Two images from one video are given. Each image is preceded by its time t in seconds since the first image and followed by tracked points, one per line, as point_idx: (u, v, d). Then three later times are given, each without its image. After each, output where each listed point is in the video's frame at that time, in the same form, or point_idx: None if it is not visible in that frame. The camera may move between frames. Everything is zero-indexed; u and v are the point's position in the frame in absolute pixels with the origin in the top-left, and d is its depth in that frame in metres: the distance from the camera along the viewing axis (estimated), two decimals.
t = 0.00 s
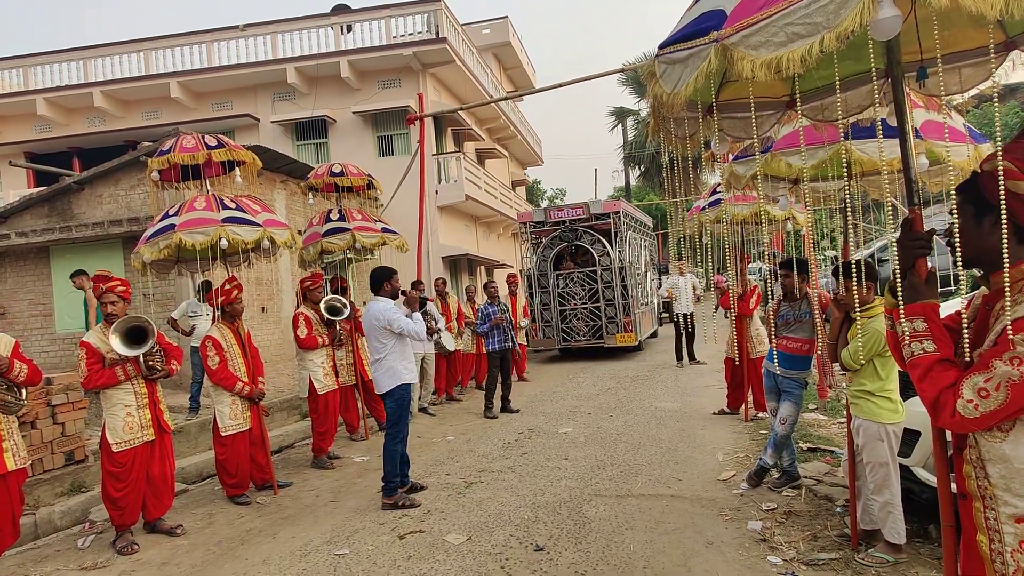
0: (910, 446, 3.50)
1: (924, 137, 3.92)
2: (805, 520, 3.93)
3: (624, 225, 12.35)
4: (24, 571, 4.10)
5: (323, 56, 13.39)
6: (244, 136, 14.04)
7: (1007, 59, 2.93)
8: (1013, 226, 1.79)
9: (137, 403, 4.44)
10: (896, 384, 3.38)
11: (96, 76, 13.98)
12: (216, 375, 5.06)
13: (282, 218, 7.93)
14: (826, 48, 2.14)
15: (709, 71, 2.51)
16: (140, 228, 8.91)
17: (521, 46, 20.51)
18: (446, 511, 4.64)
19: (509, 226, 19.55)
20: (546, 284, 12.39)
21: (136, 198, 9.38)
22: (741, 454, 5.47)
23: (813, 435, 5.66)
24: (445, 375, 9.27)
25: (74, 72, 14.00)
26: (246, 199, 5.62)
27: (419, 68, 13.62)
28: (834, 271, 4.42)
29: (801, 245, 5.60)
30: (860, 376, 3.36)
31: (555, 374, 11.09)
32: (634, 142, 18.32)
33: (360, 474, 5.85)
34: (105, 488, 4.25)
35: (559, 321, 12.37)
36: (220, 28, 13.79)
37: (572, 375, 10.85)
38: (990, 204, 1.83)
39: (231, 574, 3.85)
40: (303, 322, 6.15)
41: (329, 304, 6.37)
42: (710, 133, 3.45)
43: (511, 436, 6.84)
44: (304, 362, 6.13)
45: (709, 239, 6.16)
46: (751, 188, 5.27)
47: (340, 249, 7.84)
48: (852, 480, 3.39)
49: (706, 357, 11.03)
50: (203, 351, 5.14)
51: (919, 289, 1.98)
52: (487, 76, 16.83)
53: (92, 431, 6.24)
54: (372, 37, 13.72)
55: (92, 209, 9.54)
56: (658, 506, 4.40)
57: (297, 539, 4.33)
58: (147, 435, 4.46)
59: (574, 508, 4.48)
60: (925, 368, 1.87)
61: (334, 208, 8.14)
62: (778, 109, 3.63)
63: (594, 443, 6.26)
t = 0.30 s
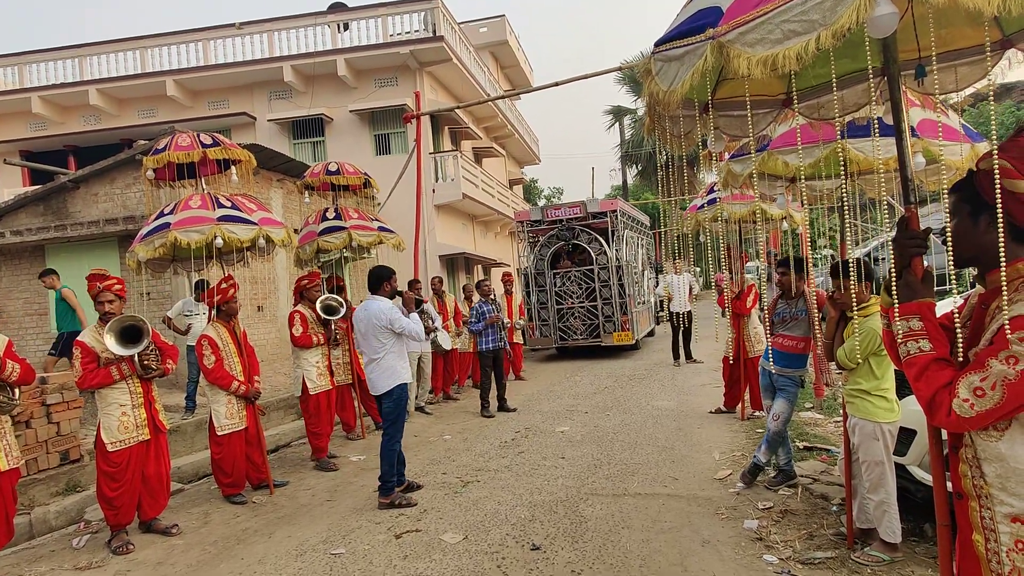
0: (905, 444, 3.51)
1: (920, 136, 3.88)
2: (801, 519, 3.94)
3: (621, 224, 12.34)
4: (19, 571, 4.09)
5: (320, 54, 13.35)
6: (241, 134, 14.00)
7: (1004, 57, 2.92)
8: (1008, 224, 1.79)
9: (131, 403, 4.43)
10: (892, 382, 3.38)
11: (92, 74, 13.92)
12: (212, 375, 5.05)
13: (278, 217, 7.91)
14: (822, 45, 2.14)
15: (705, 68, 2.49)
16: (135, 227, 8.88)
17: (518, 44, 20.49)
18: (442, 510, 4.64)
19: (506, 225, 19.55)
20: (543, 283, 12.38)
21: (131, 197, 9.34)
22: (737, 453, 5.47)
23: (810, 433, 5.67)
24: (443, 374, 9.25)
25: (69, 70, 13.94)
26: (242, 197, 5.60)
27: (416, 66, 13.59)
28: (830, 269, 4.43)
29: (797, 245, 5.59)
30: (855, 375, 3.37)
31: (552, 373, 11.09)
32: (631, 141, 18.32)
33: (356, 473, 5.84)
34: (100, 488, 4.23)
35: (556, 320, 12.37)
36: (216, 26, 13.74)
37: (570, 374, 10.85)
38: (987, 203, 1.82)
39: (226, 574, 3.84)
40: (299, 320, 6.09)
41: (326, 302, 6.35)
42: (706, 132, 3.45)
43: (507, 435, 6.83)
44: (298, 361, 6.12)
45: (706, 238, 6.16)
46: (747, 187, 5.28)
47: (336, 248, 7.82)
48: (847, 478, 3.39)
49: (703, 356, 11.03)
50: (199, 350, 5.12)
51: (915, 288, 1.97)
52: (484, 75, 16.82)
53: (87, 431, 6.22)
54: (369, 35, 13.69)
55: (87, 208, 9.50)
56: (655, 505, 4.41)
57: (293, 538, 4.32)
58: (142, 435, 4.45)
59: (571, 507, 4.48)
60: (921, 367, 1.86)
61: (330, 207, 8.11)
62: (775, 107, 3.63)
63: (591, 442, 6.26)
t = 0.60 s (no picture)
0: (902, 449, 3.49)
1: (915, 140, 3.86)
2: (798, 524, 3.92)
3: (619, 226, 12.31)
4: None
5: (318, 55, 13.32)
6: (238, 136, 13.98)
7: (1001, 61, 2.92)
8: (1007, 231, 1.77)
9: (125, 407, 4.40)
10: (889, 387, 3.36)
11: (89, 75, 13.88)
12: (206, 378, 5.01)
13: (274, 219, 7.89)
14: (816, 50, 2.12)
15: (698, 73, 2.48)
16: (131, 229, 8.84)
17: (516, 46, 20.49)
18: (437, 514, 4.62)
19: (504, 227, 19.55)
20: (541, 285, 12.38)
21: (128, 198, 9.31)
22: (734, 457, 5.45)
23: (807, 437, 5.66)
24: (439, 376, 9.23)
25: (66, 71, 13.90)
26: (237, 199, 5.58)
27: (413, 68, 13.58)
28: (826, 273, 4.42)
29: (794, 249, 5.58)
30: (852, 381, 3.35)
31: (549, 375, 11.08)
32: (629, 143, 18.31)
33: (352, 477, 5.81)
34: (93, 493, 4.20)
35: (553, 322, 12.37)
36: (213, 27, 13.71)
37: (567, 376, 10.83)
38: (985, 209, 1.79)
39: None
40: (294, 322, 6.05)
41: (321, 305, 6.24)
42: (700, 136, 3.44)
43: (504, 438, 6.81)
44: (292, 364, 6.09)
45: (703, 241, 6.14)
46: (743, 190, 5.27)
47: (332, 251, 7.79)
48: (844, 484, 3.37)
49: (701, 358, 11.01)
50: (193, 353, 5.09)
51: (911, 294, 1.96)
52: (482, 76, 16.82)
53: (81, 434, 6.18)
54: (367, 37, 13.67)
55: (83, 209, 9.46)
56: (651, 509, 4.39)
57: (287, 543, 4.29)
58: (136, 439, 4.42)
59: (566, 512, 4.46)
60: (917, 375, 1.84)
61: (327, 209, 8.09)
62: (770, 111, 3.62)
63: (588, 445, 6.24)
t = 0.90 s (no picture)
0: (894, 456, 3.45)
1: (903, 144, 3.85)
2: (790, 532, 3.88)
3: (615, 231, 12.27)
4: None
5: (313, 60, 13.29)
6: (233, 140, 13.94)
7: (988, 65, 2.90)
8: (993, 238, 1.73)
9: (111, 415, 4.35)
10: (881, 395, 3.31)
11: (83, 79, 13.84)
12: (194, 385, 4.97)
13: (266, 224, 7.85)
14: (792, 53, 2.07)
15: (675, 76, 2.40)
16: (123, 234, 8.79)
17: (512, 50, 20.51)
18: (427, 522, 4.57)
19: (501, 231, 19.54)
20: (537, 290, 12.36)
21: (120, 203, 9.25)
22: (728, 463, 5.41)
23: (801, 442, 5.62)
24: (433, 382, 9.19)
25: (60, 76, 13.85)
26: (226, 204, 5.55)
27: (409, 72, 13.55)
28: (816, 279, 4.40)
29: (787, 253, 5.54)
30: (843, 388, 3.31)
31: (544, 380, 11.03)
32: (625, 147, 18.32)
33: (343, 484, 5.76)
34: (78, 502, 4.14)
35: (549, 327, 12.33)
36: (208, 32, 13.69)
37: (562, 381, 10.78)
38: (970, 215, 1.76)
39: None
40: (284, 329, 6.01)
41: (312, 312, 6.31)
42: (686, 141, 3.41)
43: (497, 445, 6.76)
44: (282, 371, 6.05)
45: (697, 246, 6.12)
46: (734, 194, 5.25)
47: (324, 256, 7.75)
48: (835, 491, 3.34)
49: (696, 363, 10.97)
50: (181, 360, 5.04)
51: (896, 301, 1.92)
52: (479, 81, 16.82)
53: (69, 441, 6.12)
54: (362, 41, 13.65)
55: (75, 214, 9.41)
56: (642, 516, 4.35)
57: (274, 552, 4.24)
58: (122, 447, 4.36)
59: (557, 520, 4.41)
60: (902, 385, 1.81)
61: (319, 214, 8.04)
62: (756, 115, 3.61)
63: (581, 451, 6.19)
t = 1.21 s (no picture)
0: (889, 459, 3.43)
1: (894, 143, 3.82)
2: (786, 535, 3.85)
3: (612, 232, 12.25)
4: None
5: (309, 63, 13.27)
6: (229, 144, 13.92)
7: (977, 64, 2.91)
8: (980, 238, 1.71)
9: (102, 421, 4.31)
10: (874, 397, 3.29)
11: (79, 84, 13.81)
12: (186, 390, 4.93)
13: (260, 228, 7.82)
14: (773, 50, 2.03)
15: (656, 75, 2.37)
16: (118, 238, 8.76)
17: (509, 53, 20.50)
18: (421, 527, 4.53)
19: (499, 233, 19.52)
20: (534, 292, 12.34)
21: (115, 207, 9.22)
22: (724, 465, 5.39)
23: (798, 444, 5.59)
24: (430, 385, 9.15)
25: (55, 80, 13.82)
26: (218, 208, 5.52)
27: (405, 75, 13.52)
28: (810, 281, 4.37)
29: (782, 254, 5.52)
30: (836, 390, 3.28)
31: (542, 382, 11.01)
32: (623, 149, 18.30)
33: (337, 489, 5.72)
34: (68, 509, 4.10)
35: (546, 329, 12.31)
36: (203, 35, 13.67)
37: (560, 383, 10.75)
38: (956, 215, 1.73)
39: None
40: (277, 333, 5.98)
41: (305, 318, 6.27)
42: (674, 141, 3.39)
43: (493, 448, 6.72)
44: (275, 375, 6.02)
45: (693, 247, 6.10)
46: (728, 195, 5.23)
47: (318, 259, 7.73)
48: (830, 494, 3.31)
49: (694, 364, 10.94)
50: (173, 365, 5.01)
51: (884, 303, 1.91)
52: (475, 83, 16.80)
53: (62, 447, 6.08)
54: (358, 44, 13.64)
55: (69, 219, 9.38)
56: (638, 520, 4.32)
57: (266, 558, 4.20)
58: (113, 453, 4.33)
59: (552, 524, 4.38)
60: (890, 388, 1.79)
61: (313, 217, 8.01)
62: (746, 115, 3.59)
63: (577, 454, 6.16)
